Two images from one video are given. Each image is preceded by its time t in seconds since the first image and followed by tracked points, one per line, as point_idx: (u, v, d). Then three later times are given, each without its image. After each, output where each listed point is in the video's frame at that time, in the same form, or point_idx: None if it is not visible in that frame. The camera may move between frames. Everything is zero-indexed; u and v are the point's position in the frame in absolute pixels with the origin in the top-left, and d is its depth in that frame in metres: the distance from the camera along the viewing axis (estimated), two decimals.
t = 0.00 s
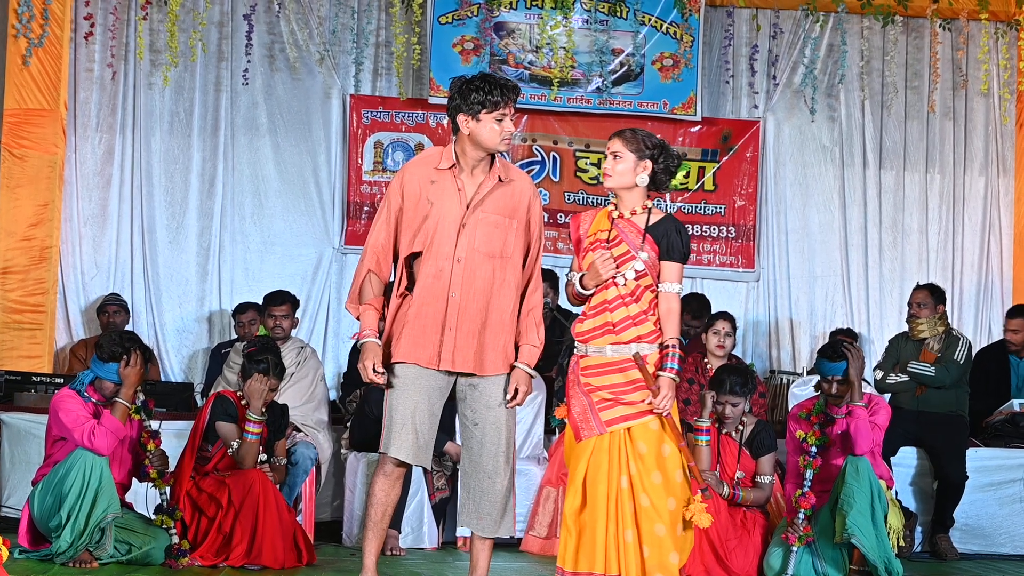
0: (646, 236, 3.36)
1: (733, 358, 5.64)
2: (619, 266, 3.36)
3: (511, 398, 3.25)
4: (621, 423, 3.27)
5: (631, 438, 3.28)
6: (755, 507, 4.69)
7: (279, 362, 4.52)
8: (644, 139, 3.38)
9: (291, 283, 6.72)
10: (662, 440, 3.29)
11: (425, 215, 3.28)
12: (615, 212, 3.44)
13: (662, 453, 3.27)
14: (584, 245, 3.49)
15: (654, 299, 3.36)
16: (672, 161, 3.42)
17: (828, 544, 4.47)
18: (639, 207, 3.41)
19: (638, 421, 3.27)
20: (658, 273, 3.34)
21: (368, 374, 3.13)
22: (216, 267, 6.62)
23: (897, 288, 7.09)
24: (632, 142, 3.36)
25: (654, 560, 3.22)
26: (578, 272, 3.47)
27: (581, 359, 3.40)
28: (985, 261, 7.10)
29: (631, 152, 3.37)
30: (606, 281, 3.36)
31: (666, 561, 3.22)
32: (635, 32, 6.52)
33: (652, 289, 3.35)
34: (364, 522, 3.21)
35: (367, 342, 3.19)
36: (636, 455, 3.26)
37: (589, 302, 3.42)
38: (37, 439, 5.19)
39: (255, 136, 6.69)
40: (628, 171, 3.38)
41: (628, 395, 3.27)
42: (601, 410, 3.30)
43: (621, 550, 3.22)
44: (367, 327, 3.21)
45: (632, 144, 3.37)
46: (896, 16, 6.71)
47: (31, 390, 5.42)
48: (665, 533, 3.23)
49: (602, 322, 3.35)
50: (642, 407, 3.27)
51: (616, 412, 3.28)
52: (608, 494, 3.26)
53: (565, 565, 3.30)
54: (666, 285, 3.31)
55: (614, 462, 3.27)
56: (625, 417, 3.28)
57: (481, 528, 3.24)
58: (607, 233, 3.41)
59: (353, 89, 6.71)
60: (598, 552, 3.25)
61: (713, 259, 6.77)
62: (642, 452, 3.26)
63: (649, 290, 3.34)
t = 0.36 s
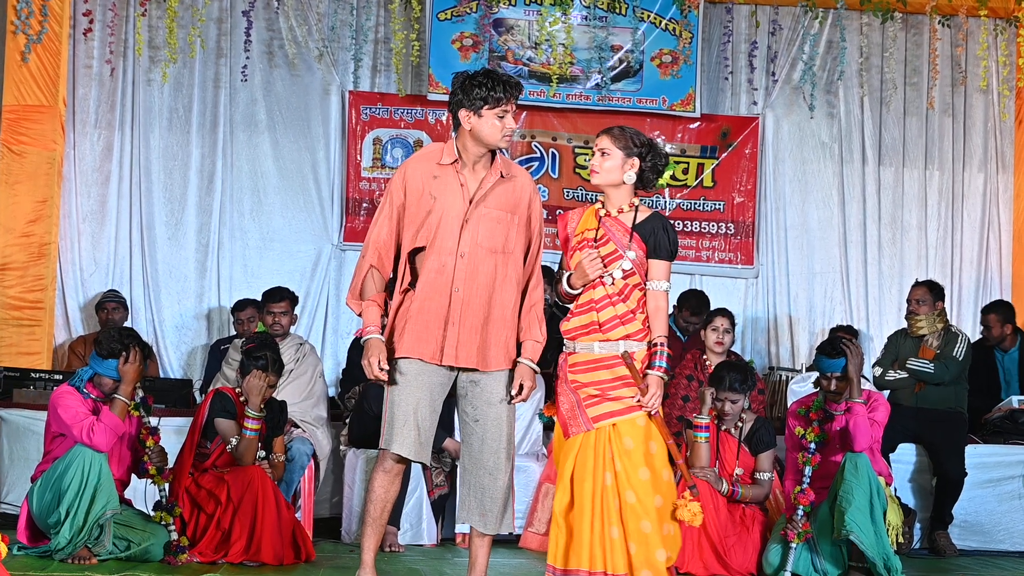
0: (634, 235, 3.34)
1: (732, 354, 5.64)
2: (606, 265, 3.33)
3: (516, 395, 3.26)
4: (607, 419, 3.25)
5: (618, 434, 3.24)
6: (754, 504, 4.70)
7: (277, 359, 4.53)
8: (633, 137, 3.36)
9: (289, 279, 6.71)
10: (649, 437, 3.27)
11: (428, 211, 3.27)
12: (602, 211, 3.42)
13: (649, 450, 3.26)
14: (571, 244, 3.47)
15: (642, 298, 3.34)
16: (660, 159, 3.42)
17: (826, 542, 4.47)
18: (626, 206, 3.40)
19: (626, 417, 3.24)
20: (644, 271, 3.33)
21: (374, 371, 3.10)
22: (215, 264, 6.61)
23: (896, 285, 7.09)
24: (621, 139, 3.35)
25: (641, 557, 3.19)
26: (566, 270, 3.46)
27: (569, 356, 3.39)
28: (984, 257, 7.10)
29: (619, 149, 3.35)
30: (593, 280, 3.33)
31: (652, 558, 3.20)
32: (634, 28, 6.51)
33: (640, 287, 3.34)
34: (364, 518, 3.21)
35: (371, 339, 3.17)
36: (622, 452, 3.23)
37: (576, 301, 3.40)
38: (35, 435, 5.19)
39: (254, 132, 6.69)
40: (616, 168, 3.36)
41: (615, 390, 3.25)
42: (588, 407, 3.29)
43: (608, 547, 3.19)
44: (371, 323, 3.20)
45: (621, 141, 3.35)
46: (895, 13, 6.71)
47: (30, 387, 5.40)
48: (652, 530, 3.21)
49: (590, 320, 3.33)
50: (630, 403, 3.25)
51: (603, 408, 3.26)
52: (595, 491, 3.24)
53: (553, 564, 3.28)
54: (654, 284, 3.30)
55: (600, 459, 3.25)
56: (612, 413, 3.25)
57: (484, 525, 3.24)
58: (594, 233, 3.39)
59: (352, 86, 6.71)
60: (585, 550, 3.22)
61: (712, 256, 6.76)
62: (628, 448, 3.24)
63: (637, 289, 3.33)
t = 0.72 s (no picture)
0: (619, 229, 3.33)
1: (724, 351, 5.63)
2: (592, 261, 3.32)
3: (514, 392, 3.27)
4: (593, 410, 3.25)
5: (599, 424, 3.24)
6: (746, 502, 4.71)
7: (270, 356, 4.54)
8: (619, 133, 3.36)
9: (281, 276, 6.71)
10: (630, 427, 3.24)
11: (425, 208, 3.26)
12: (588, 205, 3.41)
13: (628, 439, 3.23)
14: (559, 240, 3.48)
15: (630, 293, 3.32)
16: (647, 153, 3.38)
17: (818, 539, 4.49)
18: (613, 200, 3.38)
19: (609, 407, 3.23)
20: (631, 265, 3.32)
21: (373, 370, 3.11)
22: (207, 261, 6.61)
23: (888, 282, 7.10)
24: (607, 134, 3.35)
25: (610, 548, 3.17)
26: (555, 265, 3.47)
27: (558, 353, 3.39)
28: (977, 255, 7.11)
29: (605, 144, 3.35)
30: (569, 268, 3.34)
31: (626, 548, 3.17)
32: (626, 25, 6.51)
33: (627, 282, 3.32)
34: (355, 515, 3.21)
35: (368, 337, 3.16)
36: (601, 441, 3.23)
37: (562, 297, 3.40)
38: (28, 432, 5.19)
39: (246, 129, 6.68)
40: (602, 163, 3.35)
41: (602, 382, 3.24)
42: (575, 401, 3.29)
43: (577, 537, 3.19)
44: (366, 322, 3.19)
45: (607, 136, 3.35)
46: (887, 10, 6.71)
47: (22, 384, 5.34)
48: (625, 521, 3.19)
49: (576, 318, 3.33)
50: (615, 393, 3.23)
51: (590, 400, 3.25)
52: (569, 480, 3.24)
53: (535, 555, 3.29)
54: (642, 279, 3.28)
55: (578, 449, 3.25)
56: (598, 404, 3.24)
57: (480, 522, 3.23)
58: (581, 227, 3.37)
59: (344, 83, 6.70)
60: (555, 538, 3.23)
61: (705, 253, 6.76)
62: (606, 438, 3.22)
63: (624, 284, 3.31)
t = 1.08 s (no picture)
0: (616, 224, 3.31)
1: (723, 349, 5.63)
2: (589, 256, 3.31)
3: (511, 393, 3.27)
4: (591, 410, 3.24)
5: (600, 425, 3.24)
6: (746, 500, 4.70)
7: (270, 355, 4.55)
8: (617, 128, 3.35)
9: (281, 275, 6.71)
10: (632, 426, 3.24)
11: (429, 206, 3.26)
12: (587, 201, 3.39)
13: (631, 439, 3.23)
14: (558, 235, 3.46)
15: (627, 288, 3.30)
16: (646, 149, 3.35)
17: (819, 537, 4.48)
18: (610, 195, 3.37)
19: (609, 407, 3.23)
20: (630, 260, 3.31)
21: (377, 369, 3.13)
22: (207, 259, 6.62)
23: (888, 281, 7.10)
24: (605, 129, 3.33)
25: (612, 549, 3.17)
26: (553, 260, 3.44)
27: (558, 351, 3.39)
28: (977, 253, 7.11)
29: (601, 139, 3.33)
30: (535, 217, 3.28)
31: (628, 549, 3.18)
32: (625, 24, 6.51)
33: (624, 277, 3.30)
34: (355, 512, 3.21)
35: (371, 336, 3.17)
36: (604, 441, 3.23)
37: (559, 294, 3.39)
38: (27, 431, 5.19)
39: (245, 128, 6.69)
40: (598, 158, 3.34)
41: (597, 381, 3.24)
42: (573, 400, 3.29)
43: (579, 538, 3.19)
44: (370, 320, 3.19)
45: (604, 131, 3.34)
46: (886, 8, 6.71)
47: (23, 383, 5.38)
48: (628, 521, 3.19)
49: (572, 314, 3.32)
50: (614, 392, 3.23)
51: (587, 399, 3.26)
52: (573, 481, 3.24)
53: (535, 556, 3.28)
54: (640, 274, 3.27)
55: (581, 450, 3.25)
56: (596, 404, 3.24)
57: (479, 521, 3.23)
58: (579, 222, 3.36)
59: (343, 81, 6.70)
60: (558, 540, 3.23)
61: (705, 252, 6.76)
62: (609, 438, 3.22)
63: (620, 279, 3.29)
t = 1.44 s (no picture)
0: (617, 222, 3.29)
1: (725, 349, 5.62)
2: (590, 254, 3.30)
3: (513, 392, 3.28)
4: (590, 411, 3.23)
5: (599, 426, 3.22)
6: (748, 500, 4.70)
7: (272, 355, 4.55)
8: (621, 125, 3.34)
9: (283, 275, 6.71)
10: (633, 427, 3.22)
11: (435, 205, 3.26)
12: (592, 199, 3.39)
13: (632, 440, 3.22)
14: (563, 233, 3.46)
15: (628, 286, 3.28)
16: (650, 149, 3.34)
17: (821, 537, 4.48)
18: (613, 192, 3.34)
19: (608, 408, 3.21)
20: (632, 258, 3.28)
21: (387, 369, 3.13)
22: (209, 259, 6.62)
23: (890, 280, 7.10)
24: (608, 126, 3.32)
25: (615, 551, 3.17)
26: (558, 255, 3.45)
27: (562, 351, 3.39)
28: (978, 252, 7.11)
29: (603, 136, 3.33)
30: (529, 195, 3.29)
31: (630, 552, 3.17)
32: (627, 24, 6.51)
33: (625, 275, 3.28)
34: (357, 512, 3.21)
35: (380, 336, 3.16)
36: (604, 443, 3.22)
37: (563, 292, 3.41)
38: (29, 431, 5.19)
39: (247, 128, 6.68)
40: (601, 155, 3.33)
41: (594, 381, 3.22)
42: (573, 400, 3.28)
43: (583, 541, 3.19)
44: (378, 320, 3.18)
45: (608, 128, 3.33)
46: (888, 8, 6.71)
47: (25, 383, 5.39)
48: (631, 523, 3.18)
49: (572, 313, 3.33)
50: (613, 392, 3.21)
51: (586, 400, 3.25)
52: (575, 484, 3.23)
53: (539, 558, 3.28)
54: (641, 271, 3.24)
55: (582, 452, 3.24)
56: (595, 405, 3.23)
57: (482, 522, 3.23)
58: (582, 221, 3.36)
59: (345, 81, 6.69)
60: (561, 543, 3.23)
61: (706, 251, 6.76)
62: (609, 440, 3.21)
63: (621, 277, 3.28)
